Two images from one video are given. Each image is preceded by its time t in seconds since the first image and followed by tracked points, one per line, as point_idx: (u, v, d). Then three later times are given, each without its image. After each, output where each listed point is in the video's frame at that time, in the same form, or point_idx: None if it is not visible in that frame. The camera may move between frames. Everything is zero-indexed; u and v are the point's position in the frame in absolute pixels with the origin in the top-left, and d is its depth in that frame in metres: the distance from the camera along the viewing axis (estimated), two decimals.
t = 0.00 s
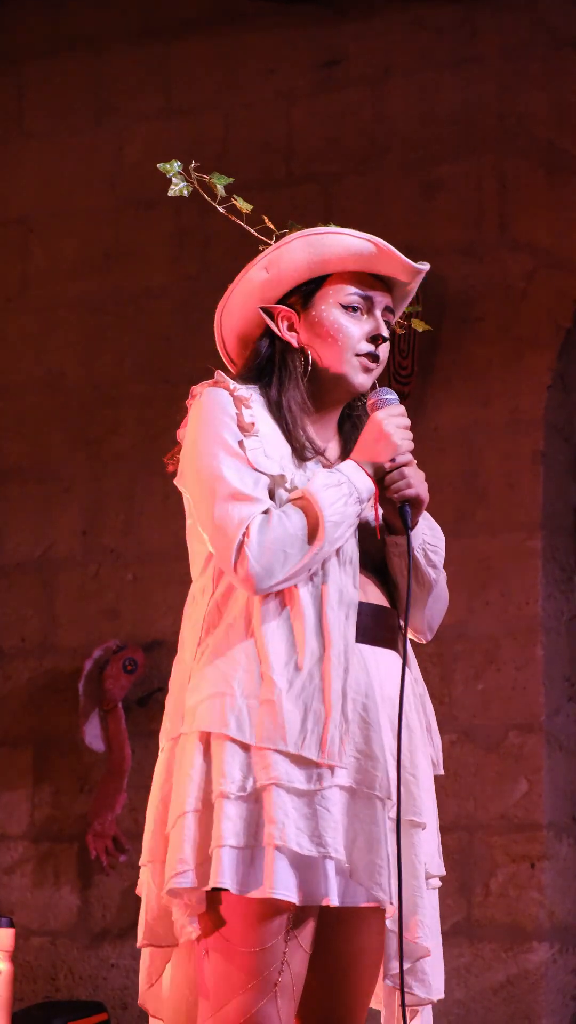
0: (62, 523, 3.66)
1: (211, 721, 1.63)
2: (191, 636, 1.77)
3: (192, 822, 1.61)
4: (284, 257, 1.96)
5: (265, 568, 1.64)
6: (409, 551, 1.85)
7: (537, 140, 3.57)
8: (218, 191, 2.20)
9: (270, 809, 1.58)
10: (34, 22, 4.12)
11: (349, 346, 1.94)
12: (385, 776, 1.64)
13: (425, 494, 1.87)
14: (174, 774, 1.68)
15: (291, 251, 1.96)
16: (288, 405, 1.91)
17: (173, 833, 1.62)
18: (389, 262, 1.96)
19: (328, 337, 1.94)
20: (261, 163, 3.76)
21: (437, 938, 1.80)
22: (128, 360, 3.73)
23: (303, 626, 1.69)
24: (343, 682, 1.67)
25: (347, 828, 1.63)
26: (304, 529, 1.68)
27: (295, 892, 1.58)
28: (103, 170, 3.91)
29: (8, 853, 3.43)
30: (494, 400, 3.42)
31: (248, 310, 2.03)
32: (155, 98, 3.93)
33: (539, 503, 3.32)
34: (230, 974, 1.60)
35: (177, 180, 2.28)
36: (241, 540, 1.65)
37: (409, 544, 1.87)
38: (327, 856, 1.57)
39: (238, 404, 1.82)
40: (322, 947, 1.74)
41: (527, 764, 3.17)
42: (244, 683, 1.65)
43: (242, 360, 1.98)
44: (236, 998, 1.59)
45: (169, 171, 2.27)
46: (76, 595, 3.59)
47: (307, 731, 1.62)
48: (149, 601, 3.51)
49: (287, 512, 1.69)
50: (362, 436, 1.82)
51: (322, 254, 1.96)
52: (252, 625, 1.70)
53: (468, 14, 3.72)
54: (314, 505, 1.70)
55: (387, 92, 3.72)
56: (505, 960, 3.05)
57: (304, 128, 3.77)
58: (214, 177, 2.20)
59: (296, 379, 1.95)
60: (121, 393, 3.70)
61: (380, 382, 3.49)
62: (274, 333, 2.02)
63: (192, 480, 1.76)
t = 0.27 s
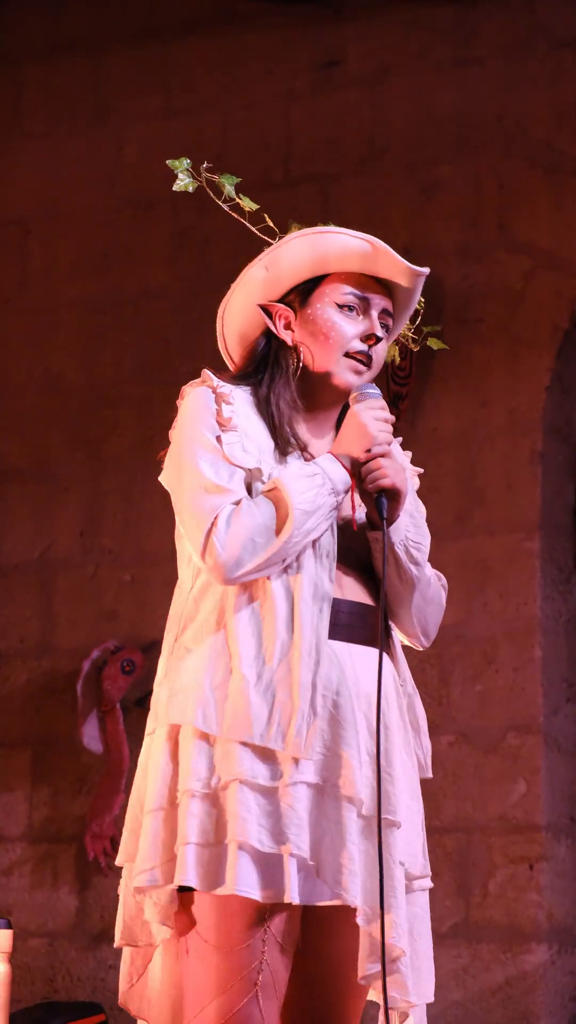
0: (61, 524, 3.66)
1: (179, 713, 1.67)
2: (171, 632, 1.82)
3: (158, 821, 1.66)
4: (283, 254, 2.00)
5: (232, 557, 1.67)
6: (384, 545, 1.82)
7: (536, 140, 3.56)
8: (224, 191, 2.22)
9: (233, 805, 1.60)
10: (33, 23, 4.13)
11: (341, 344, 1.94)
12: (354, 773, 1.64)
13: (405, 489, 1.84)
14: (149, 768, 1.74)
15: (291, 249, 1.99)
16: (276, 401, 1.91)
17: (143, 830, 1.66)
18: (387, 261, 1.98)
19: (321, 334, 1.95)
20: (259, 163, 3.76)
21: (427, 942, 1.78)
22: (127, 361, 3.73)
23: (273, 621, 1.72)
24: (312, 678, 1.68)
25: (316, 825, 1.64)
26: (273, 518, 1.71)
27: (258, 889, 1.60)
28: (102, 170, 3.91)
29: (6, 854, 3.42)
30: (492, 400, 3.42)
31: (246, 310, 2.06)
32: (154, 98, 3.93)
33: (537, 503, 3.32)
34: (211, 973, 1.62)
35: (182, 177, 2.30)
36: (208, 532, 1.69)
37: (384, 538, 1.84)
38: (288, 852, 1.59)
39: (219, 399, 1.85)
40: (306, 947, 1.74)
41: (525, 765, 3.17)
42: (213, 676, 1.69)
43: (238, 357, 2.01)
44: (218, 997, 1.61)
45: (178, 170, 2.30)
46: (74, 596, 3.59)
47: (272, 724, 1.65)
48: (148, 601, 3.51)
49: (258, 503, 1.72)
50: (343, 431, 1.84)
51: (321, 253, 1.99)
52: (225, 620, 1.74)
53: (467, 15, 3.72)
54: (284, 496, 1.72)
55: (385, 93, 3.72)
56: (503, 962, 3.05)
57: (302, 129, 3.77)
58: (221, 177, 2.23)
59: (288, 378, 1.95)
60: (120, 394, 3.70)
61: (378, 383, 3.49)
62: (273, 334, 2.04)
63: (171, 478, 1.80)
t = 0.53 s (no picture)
0: (60, 526, 3.66)
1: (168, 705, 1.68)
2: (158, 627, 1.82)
3: (145, 823, 1.66)
4: (291, 260, 2.00)
5: (223, 546, 1.66)
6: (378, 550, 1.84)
7: (535, 142, 3.56)
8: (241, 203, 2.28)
9: (218, 805, 1.59)
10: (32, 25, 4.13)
11: (343, 348, 1.93)
12: (342, 774, 1.64)
13: (400, 497, 1.86)
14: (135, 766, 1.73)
15: (297, 256, 2.01)
16: (277, 403, 1.91)
17: (128, 832, 1.66)
18: (394, 272, 1.99)
19: (324, 339, 1.95)
20: (258, 165, 3.76)
21: (408, 942, 1.78)
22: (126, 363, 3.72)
23: (262, 619, 1.72)
24: (298, 675, 1.68)
25: (305, 826, 1.63)
26: (269, 511, 1.70)
27: (242, 890, 1.58)
28: (100, 172, 3.91)
29: (6, 857, 3.42)
30: (491, 402, 3.42)
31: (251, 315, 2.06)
32: (152, 99, 3.93)
33: (536, 505, 3.32)
34: (201, 979, 1.62)
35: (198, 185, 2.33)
36: (201, 521, 1.69)
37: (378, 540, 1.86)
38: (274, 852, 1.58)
39: (220, 392, 1.84)
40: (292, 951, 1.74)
41: (525, 767, 3.17)
42: (201, 667, 1.69)
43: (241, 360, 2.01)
44: (210, 1003, 1.60)
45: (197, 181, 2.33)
46: (74, 598, 3.58)
47: (257, 720, 1.64)
48: (147, 603, 3.51)
49: (253, 495, 1.72)
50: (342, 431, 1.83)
51: (328, 260, 2.00)
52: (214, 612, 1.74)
53: (465, 16, 3.72)
54: (280, 490, 1.72)
55: (384, 94, 3.72)
56: (504, 965, 3.04)
57: (301, 130, 3.76)
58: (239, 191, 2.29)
59: (290, 381, 1.95)
60: (119, 396, 3.70)
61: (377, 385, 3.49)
62: (275, 338, 2.04)
63: (165, 468, 1.80)
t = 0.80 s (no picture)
0: (58, 529, 3.65)
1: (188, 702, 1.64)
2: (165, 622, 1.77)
3: (162, 823, 1.61)
4: (307, 264, 2.00)
5: (256, 544, 1.64)
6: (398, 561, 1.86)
7: (532, 145, 3.57)
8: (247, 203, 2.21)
9: (241, 807, 1.57)
10: (30, 26, 4.13)
11: (358, 356, 1.94)
12: (358, 779, 1.64)
13: (418, 508, 1.89)
14: (146, 765, 1.69)
15: (316, 260, 2.01)
16: (292, 409, 1.91)
17: (143, 831, 1.61)
18: (411, 283, 2.01)
19: (341, 343, 1.95)
20: (256, 167, 3.77)
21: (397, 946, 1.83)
22: (124, 365, 3.73)
23: (280, 619, 1.69)
24: (317, 678, 1.67)
25: (322, 831, 1.62)
26: (302, 511, 1.69)
27: (261, 893, 1.57)
28: (99, 174, 3.91)
29: (4, 861, 3.42)
30: (489, 404, 3.42)
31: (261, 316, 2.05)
32: (151, 101, 3.93)
33: (534, 507, 3.33)
34: (212, 983, 1.61)
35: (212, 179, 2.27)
36: (235, 515, 1.65)
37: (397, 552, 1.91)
38: (297, 856, 1.56)
39: (245, 391, 1.83)
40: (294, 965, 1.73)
41: (523, 768, 3.17)
42: (220, 666, 1.66)
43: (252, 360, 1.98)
44: (218, 1005, 1.60)
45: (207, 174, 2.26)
46: (72, 600, 3.58)
47: (276, 721, 1.62)
48: (146, 605, 3.51)
49: (285, 495, 1.69)
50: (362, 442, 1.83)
51: (346, 268, 2.01)
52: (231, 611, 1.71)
53: (462, 19, 3.72)
54: (310, 492, 1.70)
55: (382, 96, 3.72)
56: (502, 967, 3.05)
57: (298, 133, 3.77)
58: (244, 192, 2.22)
59: (305, 386, 1.94)
60: (117, 399, 3.70)
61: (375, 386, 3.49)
62: (284, 341, 2.01)
63: (187, 458, 1.75)
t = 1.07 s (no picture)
0: (57, 530, 3.65)
1: (213, 704, 1.59)
2: (181, 620, 1.72)
3: (189, 826, 1.56)
4: (308, 264, 1.98)
5: (288, 551, 1.61)
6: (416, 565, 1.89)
7: (530, 146, 3.57)
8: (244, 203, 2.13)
9: (268, 813, 1.54)
10: (29, 27, 4.13)
11: (362, 358, 1.93)
12: (374, 784, 1.63)
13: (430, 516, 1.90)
14: (167, 766, 1.63)
15: (318, 260, 1.99)
16: (302, 411, 1.90)
17: (168, 834, 1.56)
18: (410, 284, 2.02)
19: (344, 345, 1.93)
20: (255, 168, 3.77)
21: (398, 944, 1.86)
22: (123, 366, 3.73)
23: (303, 622, 1.66)
24: (338, 683, 1.65)
25: (338, 834, 1.61)
26: (331, 516, 1.66)
27: (286, 898, 1.54)
28: (97, 175, 3.91)
29: (3, 861, 3.42)
30: (488, 405, 3.42)
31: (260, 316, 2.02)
32: (150, 102, 3.93)
33: (533, 507, 3.33)
34: (223, 985, 1.58)
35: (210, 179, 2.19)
36: (269, 520, 1.62)
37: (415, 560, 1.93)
38: (322, 863, 1.55)
39: (264, 394, 1.79)
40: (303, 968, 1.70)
41: (522, 769, 3.17)
42: (246, 669, 1.61)
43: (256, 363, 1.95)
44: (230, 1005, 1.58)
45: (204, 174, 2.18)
46: (71, 601, 3.58)
47: (301, 726, 1.60)
48: (145, 606, 3.51)
49: (314, 500, 1.67)
50: (380, 450, 1.81)
51: (347, 268, 1.99)
52: (254, 613, 1.67)
53: (461, 20, 3.73)
54: (337, 497, 1.68)
55: (381, 97, 3.72)
56: (500, 967, 3.05)
57: (297, 134, 3.77)
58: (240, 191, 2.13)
59: (313, 386, 1.92)
60: (116, 400, 3.70)
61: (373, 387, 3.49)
62: (286, 342, 1.99)
63: (211, 458, 1.71)
